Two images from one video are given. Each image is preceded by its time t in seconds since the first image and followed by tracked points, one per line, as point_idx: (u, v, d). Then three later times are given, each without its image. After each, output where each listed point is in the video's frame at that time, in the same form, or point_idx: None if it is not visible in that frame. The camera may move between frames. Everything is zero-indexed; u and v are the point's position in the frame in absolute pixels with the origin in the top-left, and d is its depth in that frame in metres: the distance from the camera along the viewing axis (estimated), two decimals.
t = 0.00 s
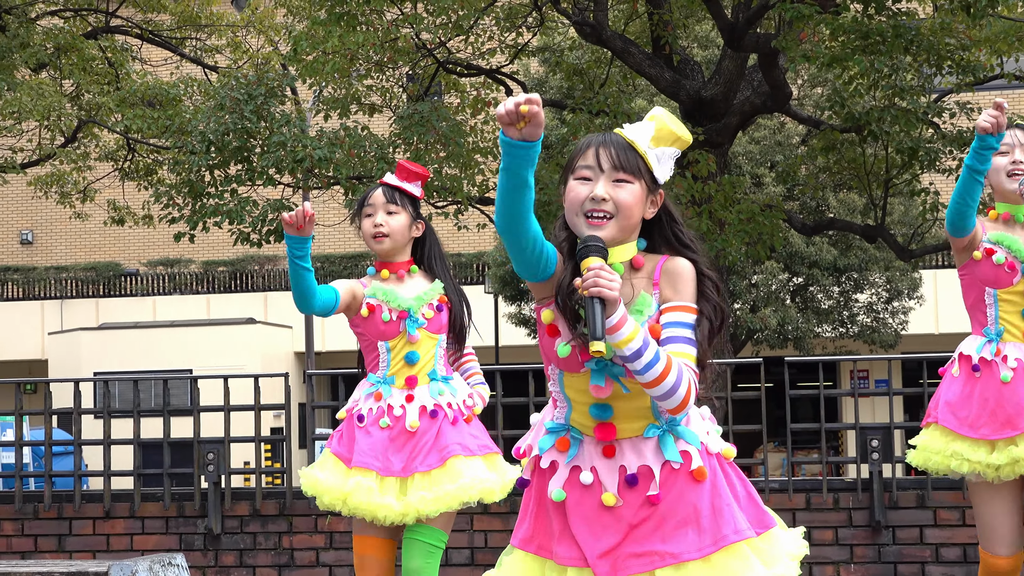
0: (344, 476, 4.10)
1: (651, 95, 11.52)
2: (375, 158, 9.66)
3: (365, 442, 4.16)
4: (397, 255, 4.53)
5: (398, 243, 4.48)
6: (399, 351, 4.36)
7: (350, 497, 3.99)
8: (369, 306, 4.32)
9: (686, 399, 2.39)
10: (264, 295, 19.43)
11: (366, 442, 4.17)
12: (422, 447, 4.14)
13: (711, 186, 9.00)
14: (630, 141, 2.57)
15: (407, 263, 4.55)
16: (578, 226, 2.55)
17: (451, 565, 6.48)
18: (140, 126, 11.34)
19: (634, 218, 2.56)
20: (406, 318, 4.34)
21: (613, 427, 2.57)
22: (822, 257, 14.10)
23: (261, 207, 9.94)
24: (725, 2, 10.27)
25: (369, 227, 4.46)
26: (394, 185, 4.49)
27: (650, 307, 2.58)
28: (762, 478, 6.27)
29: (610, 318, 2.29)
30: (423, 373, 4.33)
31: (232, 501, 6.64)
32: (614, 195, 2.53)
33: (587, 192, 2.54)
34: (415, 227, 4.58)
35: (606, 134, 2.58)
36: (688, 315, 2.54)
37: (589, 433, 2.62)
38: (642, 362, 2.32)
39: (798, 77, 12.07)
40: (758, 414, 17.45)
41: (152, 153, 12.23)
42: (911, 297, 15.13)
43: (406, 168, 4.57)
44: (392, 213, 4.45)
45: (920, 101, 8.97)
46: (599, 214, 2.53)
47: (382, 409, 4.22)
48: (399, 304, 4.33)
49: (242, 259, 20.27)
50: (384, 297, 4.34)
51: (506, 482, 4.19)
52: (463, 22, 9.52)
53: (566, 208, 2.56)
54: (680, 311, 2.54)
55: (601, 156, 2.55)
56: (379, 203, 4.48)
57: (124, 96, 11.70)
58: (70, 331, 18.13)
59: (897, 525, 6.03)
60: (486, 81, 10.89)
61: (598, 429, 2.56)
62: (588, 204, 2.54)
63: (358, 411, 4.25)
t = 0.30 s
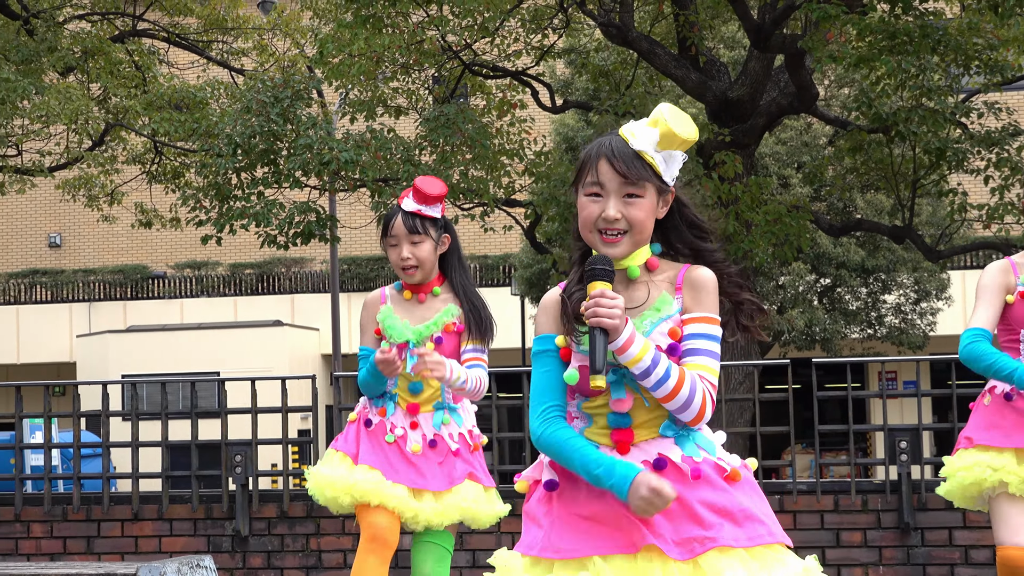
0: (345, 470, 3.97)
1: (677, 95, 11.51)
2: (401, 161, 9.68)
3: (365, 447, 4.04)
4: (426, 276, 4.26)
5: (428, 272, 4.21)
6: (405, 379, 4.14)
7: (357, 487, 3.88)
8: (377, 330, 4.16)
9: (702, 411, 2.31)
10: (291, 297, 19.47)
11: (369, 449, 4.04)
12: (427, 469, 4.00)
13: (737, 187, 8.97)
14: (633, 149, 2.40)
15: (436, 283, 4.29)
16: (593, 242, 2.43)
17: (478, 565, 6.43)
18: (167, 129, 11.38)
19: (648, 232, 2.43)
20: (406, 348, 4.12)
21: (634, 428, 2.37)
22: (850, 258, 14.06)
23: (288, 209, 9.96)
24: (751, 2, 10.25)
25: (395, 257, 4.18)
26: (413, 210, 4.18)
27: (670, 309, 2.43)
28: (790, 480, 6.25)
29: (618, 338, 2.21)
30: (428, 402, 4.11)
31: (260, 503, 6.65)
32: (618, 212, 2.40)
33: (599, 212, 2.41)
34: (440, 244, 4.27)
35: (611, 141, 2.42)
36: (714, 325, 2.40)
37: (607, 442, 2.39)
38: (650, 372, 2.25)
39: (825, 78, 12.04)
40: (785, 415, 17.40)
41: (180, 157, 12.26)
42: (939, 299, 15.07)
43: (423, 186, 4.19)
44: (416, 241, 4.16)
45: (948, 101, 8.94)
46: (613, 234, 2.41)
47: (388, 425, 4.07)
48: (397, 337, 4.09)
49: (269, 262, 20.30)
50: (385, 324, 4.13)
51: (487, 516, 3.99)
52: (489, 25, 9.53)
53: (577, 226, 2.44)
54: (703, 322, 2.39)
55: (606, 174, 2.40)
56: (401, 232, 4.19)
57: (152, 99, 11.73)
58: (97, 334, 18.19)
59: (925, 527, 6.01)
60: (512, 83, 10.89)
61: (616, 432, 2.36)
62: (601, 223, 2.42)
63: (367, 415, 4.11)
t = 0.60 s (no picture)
0: (357, 443, 3.74)
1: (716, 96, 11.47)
2: (439, 163, 9.70)
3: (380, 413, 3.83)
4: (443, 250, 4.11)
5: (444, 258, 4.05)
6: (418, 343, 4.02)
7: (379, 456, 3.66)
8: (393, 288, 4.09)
9: (728, 364, 2.19)
10: (329, 300, 19.60)
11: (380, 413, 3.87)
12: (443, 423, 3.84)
13: (776, 189, 8.94)
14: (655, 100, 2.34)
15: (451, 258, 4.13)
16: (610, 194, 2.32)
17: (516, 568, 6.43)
18: (207, 133, 11.43)
19: (669, 187, 2.34)
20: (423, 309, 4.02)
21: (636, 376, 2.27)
22: (889, 259, 14.00)
23: (327, 212, 9.99)
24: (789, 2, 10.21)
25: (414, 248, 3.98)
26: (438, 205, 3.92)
27: (684, 256, 2.32)
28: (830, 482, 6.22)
29: (652, 285, 2.10)
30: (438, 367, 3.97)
31: (299, 506, 6.67)
32: (638, 162, 2.30)
33: (618, 161, 2.32)
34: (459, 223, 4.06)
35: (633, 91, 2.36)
36: (730, 276, 2.28)
37: (612, 391, 2.29)
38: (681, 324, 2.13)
39: (863, 78, 12.00)
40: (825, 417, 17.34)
41: (219, 161, 12.31)
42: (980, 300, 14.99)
43: (445, 180, 3.90)
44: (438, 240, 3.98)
45: (988, 101, 8.89)
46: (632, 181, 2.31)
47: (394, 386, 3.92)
48: (418, 297, 4.01)
49: (308, 264, 20.35)
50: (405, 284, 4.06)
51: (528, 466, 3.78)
52: (526, 27, 9.54)
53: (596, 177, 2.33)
54: (718, 273, 2.27)
55: (628, 119, 2.32)
56: (422, 224, 3.95)
57: (191, 103, 11.78)
58: (138, 337, 18.28)
59: (967, 529, 5.96)
60: (550, 85, 10.90)
61: (622, 376, 2.27)
62: (620, 173, 2.31)
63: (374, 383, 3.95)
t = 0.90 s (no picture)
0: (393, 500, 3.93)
1: (759, 98, 11.42)
2: (481, 166, 9.70)
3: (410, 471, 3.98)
4: (464, 296, 4.04)
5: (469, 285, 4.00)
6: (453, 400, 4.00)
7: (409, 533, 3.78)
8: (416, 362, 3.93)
9: (759, 432, 2.25)
10: (372, 304, 19.52)
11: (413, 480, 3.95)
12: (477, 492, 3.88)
13: (819, 191, 8.90)
14: (687, 160, 2.37)
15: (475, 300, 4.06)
16: (638, 248, 2.33)
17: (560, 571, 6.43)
18: (249, 137, 11.47)
19: (696, 243, 2.34)
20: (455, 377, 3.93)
21: (685, 440, 2.36)
22: (933, 261, 13.84)
23: (369, 216, 10.01)
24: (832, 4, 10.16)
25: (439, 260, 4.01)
26: (467, 222, 4.04)
27: (709, 334, 2.37)
28: (875, 486, 6.18)
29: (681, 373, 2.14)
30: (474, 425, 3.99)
31: (342, 509, 6.70)
32: (666, 212, 2.32)
33: (649, 214, 2.33)
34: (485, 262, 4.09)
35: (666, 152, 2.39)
36: (757, 341, 2.35)
37: (658, 448, 2.40)
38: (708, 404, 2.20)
39: (907, 79, 11.93)
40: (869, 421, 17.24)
41: (261, 165, 12.34)
42: None
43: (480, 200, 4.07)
44: (462, 254, 3.99)
45: None
46: (660, 229, 2.32)
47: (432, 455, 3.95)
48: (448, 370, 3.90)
49: (350, 268, 20.39)
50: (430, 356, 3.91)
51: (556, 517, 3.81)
52: (568, 30, 9.53)
53: (623, 229, 2.34)
54: (744, 340, 2.34)
55: (660, 177, 2.33)
56: (451, 238, 4.01)
57: (234, 107, 11.84)
58: (182, 341, 18.39)
59: (1013, 533, 5.91)
60: (592, 87, 10.87)
61: (670, 442, 2.36)
62: (648, 225, 2.33)
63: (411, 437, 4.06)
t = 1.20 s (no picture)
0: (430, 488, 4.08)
1: (804, 101, 11.36)
2: (526, 171, 9.71)
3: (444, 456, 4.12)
4: (511, 272, 4.37)
5: (516, 256, 4.34)
6: (498, 360, 4.20)
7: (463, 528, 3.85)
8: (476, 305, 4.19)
9: (776, 383, 2.21)
10: (418, 309, 19.57)
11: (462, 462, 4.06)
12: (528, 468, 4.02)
13: (867, 194, 8.85)
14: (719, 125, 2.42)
15: (521, 277, 4.39)
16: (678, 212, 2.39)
17: None
18: (295, 144, 11.49)
19: (737, 209, 2.41)
20: (508, 328, 4.18)
21: (721, 423, 2.35)
22: (982, 264, 13.69)
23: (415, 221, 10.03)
24: (879, 6, 10.12)
25: (487, 233, 4.34)
26: (513, 201, 4.38)
27: (745, 297, 2.41)
28: (924, 490, 6.14)
29: (698, 290, 2.13)
30: (521, 391, 4.17)
31: (389, 514, 6.72)
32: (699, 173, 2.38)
33: (687, 176, 2.39)
34: (533, 240, 4.43)
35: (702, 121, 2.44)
36: (790, 302, 2.36)
37: (697, 436, 2.39)
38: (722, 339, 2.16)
39: (954, 81, 11.86)
40: (918, 425, 17.12)
41: (307, 171, 12.36)
42: None
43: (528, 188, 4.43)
44: (509, 224, 4.32)
45: None
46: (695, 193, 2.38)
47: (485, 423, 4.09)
48: (507, 314, 4.17)
49: (397, 273, 20.42)
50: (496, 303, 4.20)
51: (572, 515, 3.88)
52: (612, 34, 9.53)
53: (664, 194, 2.40)
54: (778, 299, 2.35)
55: (701, 143, 2.39)
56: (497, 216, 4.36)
57: (280, 114, 11.88)
58: (229, 346, 18.47)
59: None
60: (638, 92, 10.86)
61: (708, 426, 2.35)
62: (689, 188, 2.39)
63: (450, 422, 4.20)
